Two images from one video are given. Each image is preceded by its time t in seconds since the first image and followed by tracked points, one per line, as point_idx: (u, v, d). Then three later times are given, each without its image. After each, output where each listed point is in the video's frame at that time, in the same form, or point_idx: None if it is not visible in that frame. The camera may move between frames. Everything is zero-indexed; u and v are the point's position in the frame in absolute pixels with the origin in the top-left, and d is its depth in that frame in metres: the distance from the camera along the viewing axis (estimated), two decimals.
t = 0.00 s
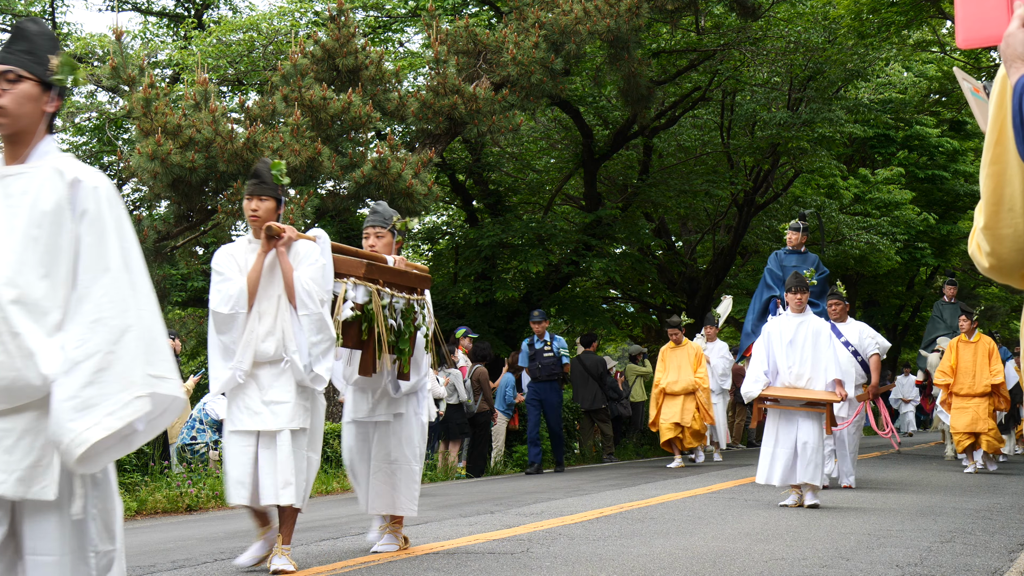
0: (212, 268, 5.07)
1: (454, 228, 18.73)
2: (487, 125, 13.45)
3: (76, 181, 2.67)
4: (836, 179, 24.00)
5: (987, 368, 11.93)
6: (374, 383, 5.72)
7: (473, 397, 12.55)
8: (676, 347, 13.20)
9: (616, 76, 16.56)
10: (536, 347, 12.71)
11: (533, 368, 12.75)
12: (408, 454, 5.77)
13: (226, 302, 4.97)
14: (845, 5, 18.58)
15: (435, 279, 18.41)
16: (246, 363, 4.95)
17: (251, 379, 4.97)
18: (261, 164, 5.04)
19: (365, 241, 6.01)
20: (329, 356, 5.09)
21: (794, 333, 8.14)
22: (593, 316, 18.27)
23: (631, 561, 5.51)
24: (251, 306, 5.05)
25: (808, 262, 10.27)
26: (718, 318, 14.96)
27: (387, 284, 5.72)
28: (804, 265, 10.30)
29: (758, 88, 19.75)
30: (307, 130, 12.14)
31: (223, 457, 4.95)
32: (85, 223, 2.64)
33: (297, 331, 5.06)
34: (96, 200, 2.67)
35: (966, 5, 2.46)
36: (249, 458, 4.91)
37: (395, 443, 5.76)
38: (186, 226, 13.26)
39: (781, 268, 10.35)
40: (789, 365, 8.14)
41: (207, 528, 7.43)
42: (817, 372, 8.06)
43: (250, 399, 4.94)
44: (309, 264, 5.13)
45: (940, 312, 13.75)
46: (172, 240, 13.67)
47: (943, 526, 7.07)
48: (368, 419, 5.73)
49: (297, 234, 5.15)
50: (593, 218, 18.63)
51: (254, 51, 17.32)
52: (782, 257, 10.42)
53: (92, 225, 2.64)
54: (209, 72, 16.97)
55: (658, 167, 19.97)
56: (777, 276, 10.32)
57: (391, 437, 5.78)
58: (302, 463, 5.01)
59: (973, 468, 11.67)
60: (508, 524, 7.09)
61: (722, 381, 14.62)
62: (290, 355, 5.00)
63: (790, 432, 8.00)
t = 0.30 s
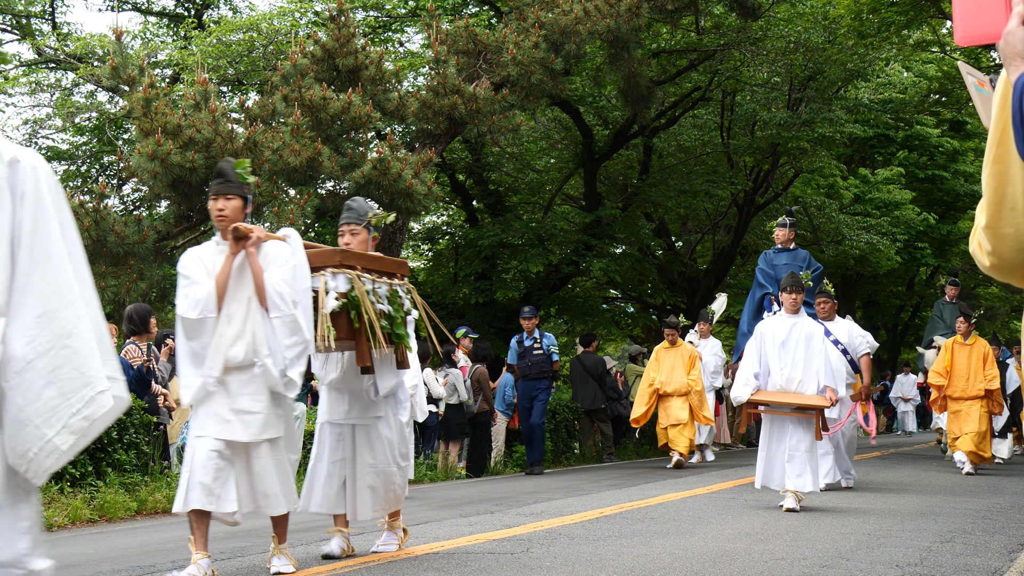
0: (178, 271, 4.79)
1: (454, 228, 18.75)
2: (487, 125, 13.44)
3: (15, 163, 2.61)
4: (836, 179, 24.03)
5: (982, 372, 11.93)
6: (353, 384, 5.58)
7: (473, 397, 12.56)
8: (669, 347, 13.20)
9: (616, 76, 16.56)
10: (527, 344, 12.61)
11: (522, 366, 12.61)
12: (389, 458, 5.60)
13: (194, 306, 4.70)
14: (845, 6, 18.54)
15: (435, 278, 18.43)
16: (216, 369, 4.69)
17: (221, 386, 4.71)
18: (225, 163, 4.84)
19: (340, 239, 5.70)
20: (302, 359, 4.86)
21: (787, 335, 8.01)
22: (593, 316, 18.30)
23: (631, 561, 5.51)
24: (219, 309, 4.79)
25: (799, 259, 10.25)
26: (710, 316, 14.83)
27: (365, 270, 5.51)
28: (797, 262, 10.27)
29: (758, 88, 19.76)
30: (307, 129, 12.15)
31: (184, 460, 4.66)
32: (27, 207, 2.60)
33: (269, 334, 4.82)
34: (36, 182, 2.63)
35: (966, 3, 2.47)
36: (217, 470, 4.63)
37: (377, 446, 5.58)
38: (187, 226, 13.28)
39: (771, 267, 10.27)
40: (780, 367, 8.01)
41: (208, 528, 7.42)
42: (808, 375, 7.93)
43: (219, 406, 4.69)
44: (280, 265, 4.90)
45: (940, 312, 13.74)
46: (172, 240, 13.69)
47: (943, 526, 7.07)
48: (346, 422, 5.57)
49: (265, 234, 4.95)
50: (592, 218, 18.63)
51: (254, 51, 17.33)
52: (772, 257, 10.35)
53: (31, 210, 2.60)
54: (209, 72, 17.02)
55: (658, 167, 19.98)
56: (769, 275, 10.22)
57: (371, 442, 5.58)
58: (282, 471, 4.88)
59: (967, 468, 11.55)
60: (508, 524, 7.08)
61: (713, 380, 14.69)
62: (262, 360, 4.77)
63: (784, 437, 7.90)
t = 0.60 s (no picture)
0: (141, 262, 4.45)
1: (453, 228, 18.76)
2: (487, 125, 13.44)
3: None
4: (836, 179, 24.03)
5: (975, 368, 11.73)
6: (330, 381, 5.29)
7: (473, 397, 12.57)
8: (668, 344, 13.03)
9: (616, 76, 16.57)
10: (515, 345, 12.49)
11: (510, 367, 12.50)
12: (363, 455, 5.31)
13: (157, 297, 4.37)
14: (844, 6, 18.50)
15: (435, 278, 18.44)
16: (175, 362, 4.34)
17: (181, 380, 4.38)
18: (187, 150, 4.54)
19: (312, 233, 5.46)
20: (265, 352, 4.48)
21: (779, 330, 7.89)
22: (593, 316, 18.31)
23: (631, 561, 5.50)
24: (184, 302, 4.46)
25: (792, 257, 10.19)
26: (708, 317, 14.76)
27: (332, 260, 5.03)
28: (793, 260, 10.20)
29: (758, 88, 19.76)
30: (307, 129, 12.15)
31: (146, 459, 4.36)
32: None
33: (231, 327, 4.47)
34: None
35: (963, 5, 2.45)
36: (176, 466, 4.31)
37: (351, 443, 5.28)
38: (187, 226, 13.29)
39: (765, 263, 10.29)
40: (774, 363, 7.88)
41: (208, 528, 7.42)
42: (803, 371, 7.79)
43: (180, 401, 4.36)
44: (246, 254, 4.54)
45: (940, 310, 13.73)
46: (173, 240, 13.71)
47: (943, 526, 7.07)
48: (319, 418, 5.29)
49: (231, 222, 4.59)
50: (593, 218, 18.62)
51: (254, 51, 17.34)
52: (765, 253, 10.36)
53: None
54: (210, 72, 17.05)
55: (658, 167, 19.98)
56: (763, 271, 10.25)
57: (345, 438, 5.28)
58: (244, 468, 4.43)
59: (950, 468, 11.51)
60: (508, 524, 7.08)
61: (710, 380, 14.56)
62: (218, 351, 4.40)
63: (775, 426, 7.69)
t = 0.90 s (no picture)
0: (112, 264, 4.40)
1: (454, 228, 18.75)
2: (487, 125, 13.45)
3: None
4: (836, 179, 24.02)
5: (966, 370, 11.65)
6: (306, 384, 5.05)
7: (473, 397, 12.71)
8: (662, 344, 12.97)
9: (616, 76, 16.57)
10: (505, 342, 12.24)
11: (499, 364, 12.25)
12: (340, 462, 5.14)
13: (126, 302, 4.31)
14: (844, 6, 18.48)
15: (435, 279, 18.44)
16: (149, 370, 4.29)
17: (155, 387, 4.31)
18: (165, 148, 4.50)
19: (290, 232, 5.32)
20: (239, 360, 4.34)
21: (767, 332, 7.68)
22: (593, 316, 18.31)
23: (631, 561, 5.50)
24: (155, 305, 4.39)
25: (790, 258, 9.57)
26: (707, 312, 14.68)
27: (307, 274, 4.86)
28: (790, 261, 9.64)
29: (758, 88, 19.75)
30: (307, 129, 12.12)
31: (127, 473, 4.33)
32: None
33: (203, 333, 4.37)
34: None
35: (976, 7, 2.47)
36: (152, 475, 4.30)
37: (325, 450, 5.11)
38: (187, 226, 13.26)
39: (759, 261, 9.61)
40: (762, 365, 7.66)
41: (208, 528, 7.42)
42: (792, 373, 7.61)
43: (153, 410, 4.30)
44: (218, 258, 4.42)
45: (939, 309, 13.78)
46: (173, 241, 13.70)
47: (943, 526, 7.07)
48: (295, 423, 5.09)
49: (204, 225, 4.48)
50: (592, 218, 18.61)
51: (254, 51, 17.33)
52: (760, 251, 9.61)
53: None
54: (210, 72, 17.05)
55: (658, 167, 19.97)
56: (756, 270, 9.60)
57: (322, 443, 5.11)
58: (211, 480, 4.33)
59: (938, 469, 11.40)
60: (508, 524, 7.08)
61: (709, 377, 14.62)
62: (191, 358, 4.31)
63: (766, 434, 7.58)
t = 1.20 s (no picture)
0: (81, 252, 4.22)
1: (454, 228, 18.76)
2: (487, 125, 13.45)
3: None
4: (836, 178, 24.02)
5: (954, 364, 11.45)
6: (281, 382, 4.97)
7: (473, 397, 12.73)
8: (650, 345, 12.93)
9: (616, 76, 16.57)
10: (493, 344, 11.91)
11: (488, 367, 11.93)
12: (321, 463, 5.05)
13: (94, 290, 4.14)
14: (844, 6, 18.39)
15: (435, 278, 18.44)
16: (118, 360, 4.13)
17: (124, 379, 4.17)
18: (141, 132, 4.32)
19: (267, 225, 5.17)
20: (213, 350, 4.26)
21: (754, 329, 7.59)
22: (593, 316, 18.31)
23: (631, 561, 5.50)
24: (124, 294, 4.22)
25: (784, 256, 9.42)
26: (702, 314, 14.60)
27: (288, 267, 4.80)
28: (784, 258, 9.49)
29: (758, 88, 19.76)
30: (307, 129, 12.11)
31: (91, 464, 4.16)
32: None
33: (174, 323, 4.24)
34: None
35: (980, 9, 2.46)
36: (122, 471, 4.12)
37: (305, 450, 5.01)
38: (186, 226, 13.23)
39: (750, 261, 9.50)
40: (748, 363, 7.59)
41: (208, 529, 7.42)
42: (778, 371, 7.52)
43: (123, 402, 4.16)
44: (190, 247, 4.30)
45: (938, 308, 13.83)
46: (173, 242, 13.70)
47: (943, 526, 7.07)
48: (270, 424, 4.98)
49: (177, 212, 4.34)
50: (592, 218, 18.60)
51: (254, 51, 17.33)
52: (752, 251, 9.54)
53: None
54: (210, 72, 17.04)
55: (658, 167, 19.96)
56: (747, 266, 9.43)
57: (298, 442, 5.01)
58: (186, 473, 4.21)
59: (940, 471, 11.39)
60: (508, 524, 7.08)
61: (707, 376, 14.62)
62: (162, 349, 4.19)
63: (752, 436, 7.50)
